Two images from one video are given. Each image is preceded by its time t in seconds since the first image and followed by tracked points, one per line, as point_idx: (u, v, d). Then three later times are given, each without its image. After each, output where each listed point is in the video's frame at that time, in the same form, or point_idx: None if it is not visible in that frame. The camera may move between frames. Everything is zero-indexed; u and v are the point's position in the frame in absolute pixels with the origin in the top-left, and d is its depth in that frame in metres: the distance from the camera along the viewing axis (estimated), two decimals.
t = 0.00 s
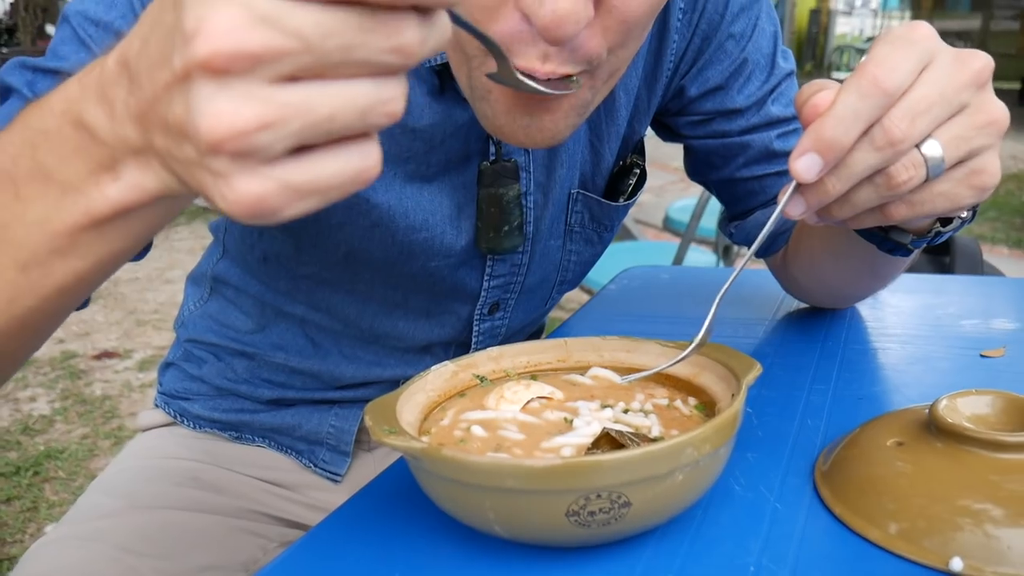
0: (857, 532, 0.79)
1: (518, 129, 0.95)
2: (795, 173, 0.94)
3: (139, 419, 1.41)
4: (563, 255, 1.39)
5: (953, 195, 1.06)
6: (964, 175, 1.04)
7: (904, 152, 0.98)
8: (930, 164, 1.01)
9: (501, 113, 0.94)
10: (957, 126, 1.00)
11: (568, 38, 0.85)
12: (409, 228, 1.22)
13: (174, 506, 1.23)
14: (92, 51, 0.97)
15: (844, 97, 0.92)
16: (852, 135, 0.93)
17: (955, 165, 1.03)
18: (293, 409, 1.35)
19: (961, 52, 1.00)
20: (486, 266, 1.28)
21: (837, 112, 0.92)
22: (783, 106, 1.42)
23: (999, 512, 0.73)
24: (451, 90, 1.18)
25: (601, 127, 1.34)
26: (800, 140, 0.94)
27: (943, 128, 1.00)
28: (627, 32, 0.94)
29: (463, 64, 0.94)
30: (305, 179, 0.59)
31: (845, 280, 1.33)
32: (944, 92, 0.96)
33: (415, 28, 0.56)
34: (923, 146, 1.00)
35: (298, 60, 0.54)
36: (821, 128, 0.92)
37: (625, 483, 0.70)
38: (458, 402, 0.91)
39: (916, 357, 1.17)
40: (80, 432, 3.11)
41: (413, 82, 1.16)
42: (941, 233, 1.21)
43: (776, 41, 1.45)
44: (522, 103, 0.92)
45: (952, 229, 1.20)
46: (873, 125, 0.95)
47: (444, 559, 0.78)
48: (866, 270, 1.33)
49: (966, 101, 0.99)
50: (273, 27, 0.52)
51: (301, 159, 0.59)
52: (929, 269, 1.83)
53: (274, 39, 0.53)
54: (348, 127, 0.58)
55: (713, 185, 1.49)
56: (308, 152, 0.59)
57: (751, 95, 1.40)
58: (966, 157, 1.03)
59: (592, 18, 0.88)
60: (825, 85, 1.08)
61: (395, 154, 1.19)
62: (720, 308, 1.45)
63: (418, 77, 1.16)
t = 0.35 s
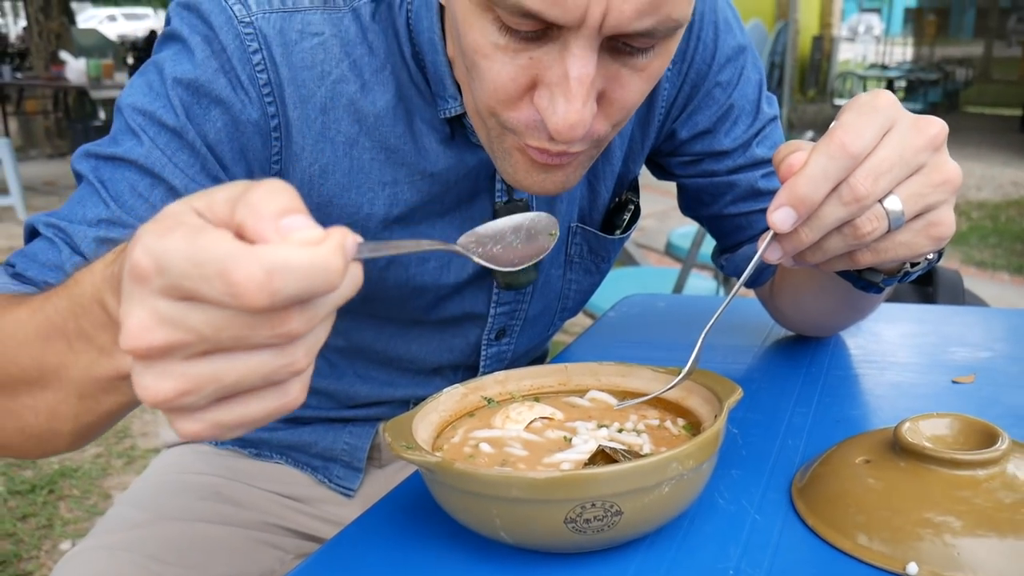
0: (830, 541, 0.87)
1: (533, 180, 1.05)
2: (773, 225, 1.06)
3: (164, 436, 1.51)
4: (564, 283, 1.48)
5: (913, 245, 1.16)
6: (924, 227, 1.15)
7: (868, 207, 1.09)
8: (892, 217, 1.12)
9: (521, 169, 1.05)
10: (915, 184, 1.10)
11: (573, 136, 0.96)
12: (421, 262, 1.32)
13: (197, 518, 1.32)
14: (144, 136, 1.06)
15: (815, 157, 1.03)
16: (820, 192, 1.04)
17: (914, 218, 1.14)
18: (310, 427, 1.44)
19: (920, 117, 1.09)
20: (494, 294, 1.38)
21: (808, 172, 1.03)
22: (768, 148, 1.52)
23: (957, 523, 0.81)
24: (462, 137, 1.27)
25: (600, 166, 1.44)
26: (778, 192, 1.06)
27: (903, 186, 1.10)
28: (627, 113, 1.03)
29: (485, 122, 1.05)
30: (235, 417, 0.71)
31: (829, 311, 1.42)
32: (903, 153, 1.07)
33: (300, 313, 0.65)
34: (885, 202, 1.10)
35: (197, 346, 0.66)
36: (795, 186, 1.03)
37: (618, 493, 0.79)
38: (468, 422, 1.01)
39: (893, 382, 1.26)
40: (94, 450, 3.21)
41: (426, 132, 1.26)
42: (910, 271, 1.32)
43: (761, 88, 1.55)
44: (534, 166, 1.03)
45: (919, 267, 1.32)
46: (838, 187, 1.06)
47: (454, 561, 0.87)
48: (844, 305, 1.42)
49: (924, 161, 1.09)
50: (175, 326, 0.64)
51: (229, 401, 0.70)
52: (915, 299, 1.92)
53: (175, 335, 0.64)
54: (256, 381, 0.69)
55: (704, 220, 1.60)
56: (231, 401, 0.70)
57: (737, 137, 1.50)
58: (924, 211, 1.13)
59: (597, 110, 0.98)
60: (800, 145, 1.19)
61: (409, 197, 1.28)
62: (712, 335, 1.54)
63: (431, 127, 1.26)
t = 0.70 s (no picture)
0: (813, 558, 0.93)
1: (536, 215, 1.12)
2: (748, 254, 1.16)
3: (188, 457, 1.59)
4: (564, 309, 1.55)
5: (878, 275, 1.23)
6: (887, 260, 1.22)
7: (835, 240, 1.17)
8: (857, 249, 1.19)
9: (527, 206, 1.12)
10: (879, 220, 1.18)
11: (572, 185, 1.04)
12: (431, 289, 1.40)
13: (213, 537, 1.40)
14: (175, 190, 1.18)
15: (785, 195, 1.13)
16: (790, 225, 1.14)
17: (878, 250, 1.21)
18: (322, 448, 1.50)
19: (882, 159, 1.19)
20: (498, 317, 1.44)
21: (779, 208, 1.13)
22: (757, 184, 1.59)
23: (933, 541, 0.87)
24: (467, 171, 1.35)
25: (599, 199, 1.52)
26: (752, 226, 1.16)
27: (868, 221, 1.18)
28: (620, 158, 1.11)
29: (492, 169, 1.14)
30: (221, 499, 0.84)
31: (813, 338, 1.49)
32: (868, 191, 1.16)
33: (264, 426, 0.78)
34: (851, 235, 1.18)
35: (184, 444, 0.79)
36: (767, 220, 1.13)
37: (613, 512, 0.85)
38: (474, 445, 1.07)
39: (878, 410, 1.32)
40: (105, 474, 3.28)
41: (433, 168, 1.34)
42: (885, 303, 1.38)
43: (751, 128, 1.63)
44: (535, 205, 1.11)
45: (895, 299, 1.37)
46: (805, 222, 1.15)
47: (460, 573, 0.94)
48: (826, 333, 1.48)
49: (887, 199, 1.18)
50: (164, 429, 0.78)
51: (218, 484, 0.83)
52: (906, 326, 1.99)
53: (165, 437, 0.79)
54: (233, 474, 0.82)
55: (697, 251, 1.67)
56: (217, 485, 0.83)
57: (727, 174, 1.58)
58: (887, 244, 1.21)
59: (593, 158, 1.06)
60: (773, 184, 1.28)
61: (418, 229, 1.35)
62: (708, 363, 1.60)
63: (438, 163, 1.34)
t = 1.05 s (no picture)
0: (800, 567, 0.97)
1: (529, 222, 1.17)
2: (733, 262, 1.20)
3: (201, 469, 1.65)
4: (563, 322, 1.58)
5: (857, 282, 1.27)
6: (865, 267, 1.26)
7: (815, 248, 1.21)
8: (836, 257, 1.23)
9: (522, 212, 1.17)
10: (857, 229, 1.22)
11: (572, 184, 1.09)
12: (437, 300, 1.45)
13: (222, 547, 1.43)
14: (197, 212, 1.24)
15: (768, 205, 1.18)
16: (772, 233, 1.18)
17: (856, 259, 1.25)
18: (326, 460, 1.55)
19: (856, 173, 1.24)
20: (500, 327, 1.48)
21: (762, 217, 1.17)
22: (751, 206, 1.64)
23: (916, 551, 0.92)
24: (472, 186, 1.40)
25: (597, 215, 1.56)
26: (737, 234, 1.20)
27: (846, 230, 1.22)
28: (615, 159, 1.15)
29: (495, 174, 1.18)
30: (236, 508, 0.89)
31: (800, 352, 1.52)
32: (844, 202, 1.20)
33: (273, 443, 0.83)
34: (830, 244, 1.22)
35: (205, 456, 0.84)
36: (751, 229, 1.18)
37: (609, 522, 0.89)
38: (477, 458, 1.12)
39: (867, 427, 1.37)
40: (108, 488, 3.32)
41: (439, 184, 1.39)
42: (869, 315, 1.42)
43: (744, 153, 1.68)
44: (533, 205, 1.15)
45: (878, 310, 1.41)
46: (786, 230, 1.19)
47: None
48: (813, 346, 1.51)
49: (864, 209, 1.22)
50: (189, 442, 0.84)
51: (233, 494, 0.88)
52: (898, 346, 2.03)
53: (189, 448, 0.84)
54: (245, 485, 0.86)
55: (693, 270, 1.72)
56: (233, 496, 0.88)
57: (721, 195, 1.63)
58: (865, 253, 1.25)
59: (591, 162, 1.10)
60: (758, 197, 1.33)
61: (425, 243, 1.40)
62: (704, 380, 1.64)
63: (444, 180, 1.39)
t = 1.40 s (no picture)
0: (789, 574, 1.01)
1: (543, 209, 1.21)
2: (711, 266, 1.25)
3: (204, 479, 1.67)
4: (560, 332, 1.60)
5: (830, 284, 1.31)
6: (837, 270, 1.31)
7: (788, 251, 1.26)
8: (809, 260, 1.28)
9: (532, 200, 1.21)
10: (827, 234, 1.28)
11: (572, 164, 1.15)
12: (442, 308, 1.49)
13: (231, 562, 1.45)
14: (217, 226, 1.30)
15: (742, 212, 1.24)
16: (747, 236, 1.23)
17: (827, 263, 1.30)
18: (331, 472, 1.59)
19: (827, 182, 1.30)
20: (499, 333, 1.52)
21: (736, 223, 1.23)
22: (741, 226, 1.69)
23: (900, 561, 0.96)
24: (475, 198, 1.45)
25: (593, 229, 1.61)
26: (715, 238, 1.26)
27: (817, 235, 1.28)
28: (614, 147, 1.21)
29: (503, 168, 1.24)
30: (250, 499, 0.95)
31: (789, 362, 1.56)
32: (815, 208, 1.26)
33: (284, 436, 0.89)
34: (802, 248, 1.27)
35: (222, 446, 0.91)
36: (727, 233, 1.23)
37: (604, 531, 0.93)
38: (477, 472, 1.16)
39: (856, 441, 1.41)
40: (111, 505, 3.35)
41: (444, 197, 1.44)
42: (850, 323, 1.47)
43: (734, 175, 1.73)
44: (542, 193, 1.20)
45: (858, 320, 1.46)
46: (760, 235, 1.24)
47: None
48: (798, 353, 1.55)
49: (832, 215, 1.28)
50: (209, 431, 0.91)
51: (250, 483, 0.94)
52: (890, 363, 2.08)
53: (208, 437, 0.91)
54: (258, 475, 0.92)
55: (686, 287, 1.77)
56: (249, 486, 0.94)
57: (712, 214, 1.68)
58: (835, 257, 1.30)
59: (590, 147, 1.17)
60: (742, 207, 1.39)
61: (431, 253, 1.45)
62: (701, 397, 1.69)
63: (449, 193, 1.44)
